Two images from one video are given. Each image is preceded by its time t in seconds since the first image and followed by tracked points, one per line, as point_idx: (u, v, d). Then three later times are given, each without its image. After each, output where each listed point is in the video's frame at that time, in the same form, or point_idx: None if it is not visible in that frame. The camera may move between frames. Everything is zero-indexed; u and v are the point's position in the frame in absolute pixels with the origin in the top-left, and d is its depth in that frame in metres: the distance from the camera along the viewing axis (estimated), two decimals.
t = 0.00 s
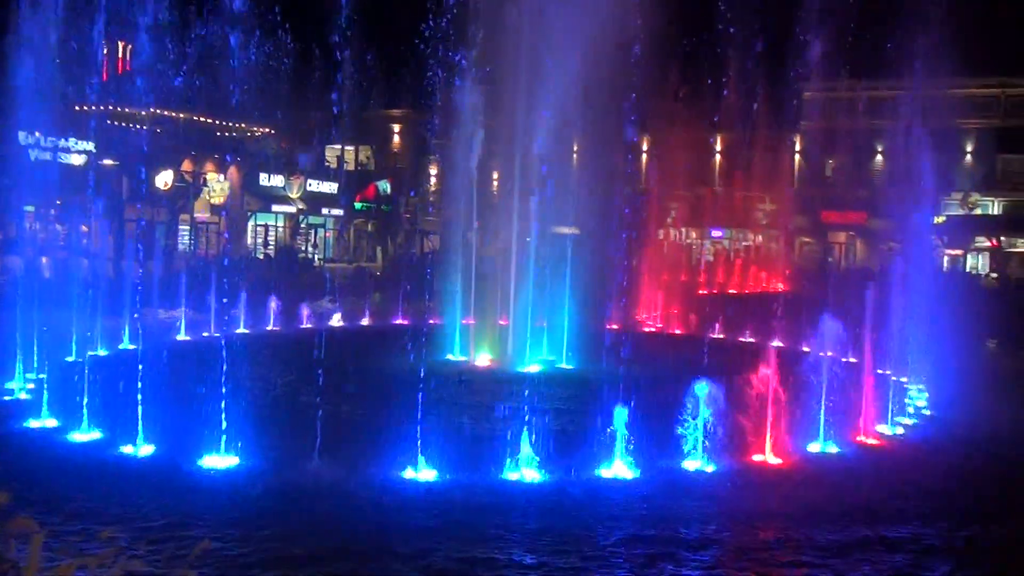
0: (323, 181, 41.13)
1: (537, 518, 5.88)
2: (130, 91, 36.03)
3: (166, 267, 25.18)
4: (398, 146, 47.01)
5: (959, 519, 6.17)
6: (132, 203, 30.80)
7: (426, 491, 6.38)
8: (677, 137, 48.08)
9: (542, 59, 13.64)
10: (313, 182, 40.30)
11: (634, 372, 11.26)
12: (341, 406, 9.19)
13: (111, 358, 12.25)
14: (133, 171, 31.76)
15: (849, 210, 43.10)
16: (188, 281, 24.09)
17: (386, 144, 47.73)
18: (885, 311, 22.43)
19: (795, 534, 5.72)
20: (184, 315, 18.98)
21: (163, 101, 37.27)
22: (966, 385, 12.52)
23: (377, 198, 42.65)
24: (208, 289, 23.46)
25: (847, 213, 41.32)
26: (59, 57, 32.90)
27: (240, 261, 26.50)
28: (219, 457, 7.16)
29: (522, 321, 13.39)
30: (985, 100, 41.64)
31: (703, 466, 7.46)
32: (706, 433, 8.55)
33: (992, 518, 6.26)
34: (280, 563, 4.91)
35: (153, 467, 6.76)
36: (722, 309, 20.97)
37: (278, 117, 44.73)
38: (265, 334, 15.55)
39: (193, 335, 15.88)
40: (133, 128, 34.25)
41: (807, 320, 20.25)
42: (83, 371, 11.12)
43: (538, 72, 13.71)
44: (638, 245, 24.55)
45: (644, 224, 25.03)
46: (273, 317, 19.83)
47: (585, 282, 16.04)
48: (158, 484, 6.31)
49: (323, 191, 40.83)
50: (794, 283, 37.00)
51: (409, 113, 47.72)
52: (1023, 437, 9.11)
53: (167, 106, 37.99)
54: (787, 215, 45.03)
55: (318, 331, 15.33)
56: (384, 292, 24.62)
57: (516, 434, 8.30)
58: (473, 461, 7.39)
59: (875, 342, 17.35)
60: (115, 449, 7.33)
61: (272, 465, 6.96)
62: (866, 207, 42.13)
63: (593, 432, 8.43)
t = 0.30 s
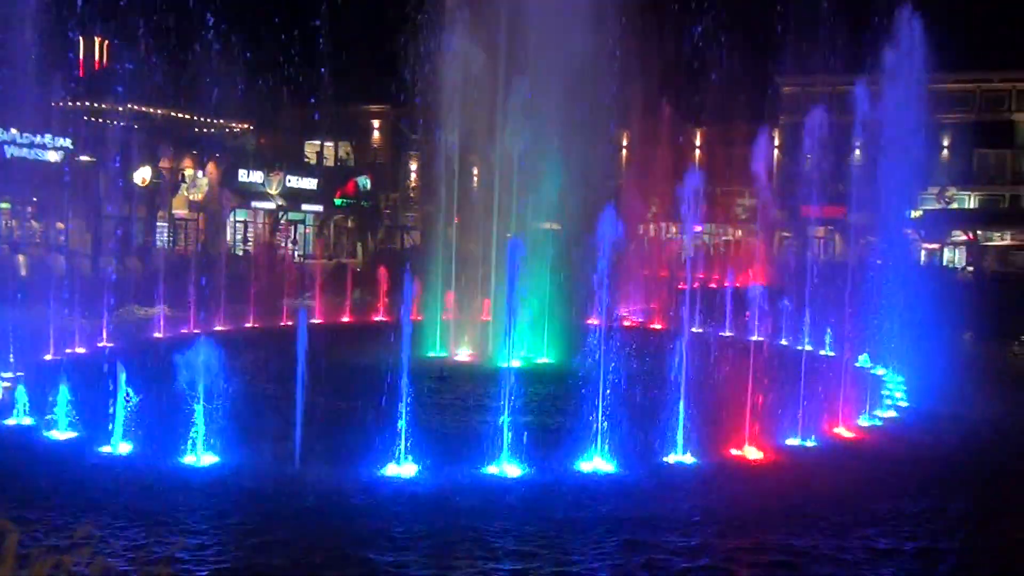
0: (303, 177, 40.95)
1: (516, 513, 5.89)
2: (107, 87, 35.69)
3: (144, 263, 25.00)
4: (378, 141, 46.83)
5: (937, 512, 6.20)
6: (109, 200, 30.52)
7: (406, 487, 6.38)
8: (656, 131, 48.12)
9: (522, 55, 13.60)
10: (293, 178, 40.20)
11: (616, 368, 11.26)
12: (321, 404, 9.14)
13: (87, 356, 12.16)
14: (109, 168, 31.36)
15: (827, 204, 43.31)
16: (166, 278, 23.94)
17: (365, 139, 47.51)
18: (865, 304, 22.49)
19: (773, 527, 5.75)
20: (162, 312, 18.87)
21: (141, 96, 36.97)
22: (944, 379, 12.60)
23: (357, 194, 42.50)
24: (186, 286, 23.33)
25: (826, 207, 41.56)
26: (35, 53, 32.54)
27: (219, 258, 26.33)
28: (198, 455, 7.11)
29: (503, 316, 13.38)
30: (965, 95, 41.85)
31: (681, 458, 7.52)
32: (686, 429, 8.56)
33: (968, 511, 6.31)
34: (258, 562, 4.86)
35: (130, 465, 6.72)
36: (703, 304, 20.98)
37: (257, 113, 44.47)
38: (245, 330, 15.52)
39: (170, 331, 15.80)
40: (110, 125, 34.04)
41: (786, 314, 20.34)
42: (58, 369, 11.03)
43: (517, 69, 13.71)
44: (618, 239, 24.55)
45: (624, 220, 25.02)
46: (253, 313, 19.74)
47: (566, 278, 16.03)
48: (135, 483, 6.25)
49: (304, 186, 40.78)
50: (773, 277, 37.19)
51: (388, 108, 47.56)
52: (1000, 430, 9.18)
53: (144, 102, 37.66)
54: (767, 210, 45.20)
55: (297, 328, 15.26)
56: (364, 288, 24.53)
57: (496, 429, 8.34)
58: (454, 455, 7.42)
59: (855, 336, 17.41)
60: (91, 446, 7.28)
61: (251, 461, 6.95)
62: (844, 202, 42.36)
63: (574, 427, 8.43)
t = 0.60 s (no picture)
0: (284, 176, 40.71)
1: (501, 514, 5.84)
2: (88, 85, 35.41)
3: (126, 263, 24.88)
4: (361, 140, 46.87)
5: (929, 513, 6.18)
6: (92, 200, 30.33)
7: (390, 489, 6.31)
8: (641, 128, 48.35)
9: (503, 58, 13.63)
10: (275, 177, 39.77)
11: (597, 366, 11.33)
12: (304, 403, 9.12)
13: (70, 356, 12.11)
14: (90, 167, 31.10)
15: (809, 202, 43.54)
16: (150, 278, 23.85)
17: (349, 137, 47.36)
18: (849, 303, 22.52)
19: (764, 528, 5.71)
20: (146, 311, 18.80)
21: (122, 95, 36.71)
22: (924, 376, 12.69)
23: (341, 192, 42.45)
24: (171, 285, 23.30)
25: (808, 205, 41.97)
26: (14, 51, 32.21)
27: (202, 257, 26.25)
28: (183, 454, 7.13)
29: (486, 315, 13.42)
30: (948, 93, 41.79)
31: (666, 458, 7.48)
32: (671, 428, 8.57)
33: (954, 508, 6.31)
34: (241, 563, 4.84)
35: (111, 465, 6.71)
36: (686, 303, 20.93)
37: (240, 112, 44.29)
38: (227, 331, 15.38)
39: (150, 331, 15.78)
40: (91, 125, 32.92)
41: (769, 312, 20.41)
42: (41, 369, 10.98)
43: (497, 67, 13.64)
44: (603, 238, 24.57)
45: (609, 218, 25.07)
46: (236, 313, 19.68)
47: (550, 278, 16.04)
48: (115, 484, 6.23)
49: (285, 186, 40.39)
50: (756, 275, 37.32)
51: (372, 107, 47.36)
52: (985, 428, 9.19)
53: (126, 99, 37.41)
54: (750, 208, 45.26)
55: (278, 327, 15.25)
56: (349, 287, 24.51)
57: (478, 429, 8.31)
58: (438, 456, 7.36)
59: (839, 335, 17.39)
60: (74, 448, 7.25)
61: (234, 464, 6.87)
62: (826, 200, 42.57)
63: (555, 425, 8.47)
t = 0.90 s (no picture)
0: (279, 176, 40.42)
1: (497, 516, 5.84)
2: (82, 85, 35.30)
3: (120, 263, 24.81)
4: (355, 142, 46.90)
5: (925, 514, 6.18)
6: (86, 200, 30.25)
7: (387, 490, 6.33)
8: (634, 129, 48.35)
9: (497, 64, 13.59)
10: (270, 178, 39.73)
11: (592, 367, 11.32)
12: (298, 404, 9.11)
13: (64, 357, 12.09)
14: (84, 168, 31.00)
15: (803, 203, 43.62)
16: (144, 278, 23.80)
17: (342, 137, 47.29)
18: (841, 304, 22.56)
19: (761, 529, 5.72)
20: (140, 312, 18.77)
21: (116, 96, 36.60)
22: (917, 376, 12.73)
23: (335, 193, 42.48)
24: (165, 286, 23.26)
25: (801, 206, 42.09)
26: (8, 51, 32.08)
27: (196, 258, 26.20)
28: (179, 455, 7.12)
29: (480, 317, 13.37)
30: (941, 94, 41.84)
31: (661, 458, 7.49)
32: (666, 429, 8.57)
33: (946, 508, 6.35)
34: (240, 564, 4.84)
35: (107, 467, 6.70)
36: (680, 304, 20.91)
37: (233, 113, 44.20)
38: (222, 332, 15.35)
39: (144, 332, 15.75)
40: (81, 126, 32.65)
41: (762, 313, 20.44)
42: (37, 370, 10.97)
43: (491, 69, 13.60)
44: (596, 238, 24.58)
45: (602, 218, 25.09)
46: (230, 314, 19.66)
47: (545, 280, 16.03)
48: (110, 485, 6.23)
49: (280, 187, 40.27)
50: (750, 276, 37.37)
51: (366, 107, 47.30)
52: (979, 428, 9.20)
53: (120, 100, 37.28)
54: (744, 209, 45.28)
55: (272, 329, 15.24)
56: (342, 287, 24.50)
57: (473, 431, 8.29)
58: (434, 457, 7.37)
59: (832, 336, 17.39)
60: (70, 450, 7.23)
61: (232, 464, 6.87)
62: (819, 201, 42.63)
63: (550, 426, 8.48)
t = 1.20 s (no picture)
0: (276, 179, 40.78)
1: (489, 517, 5.87)
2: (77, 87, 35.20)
3: (116, 265, 24.73)
4: (350, 143, 46.93)
5: (916, 514, 6.22)
6: (82, 202, 30.17)
7: (383, 490, 6.39)
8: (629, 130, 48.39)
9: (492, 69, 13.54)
10: (266, 180, 40.03)
11: (587, 369, 11.32)
12: (292, 406, 9.11)
13: (59, 360, 12.04)
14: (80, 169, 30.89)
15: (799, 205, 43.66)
16: (140, 281, 23.73)
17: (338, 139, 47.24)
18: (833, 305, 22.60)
19: (752, 529, 5.75)
20: (135, 314, 18.70)
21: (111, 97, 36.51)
22: (910, 377, 12.76)
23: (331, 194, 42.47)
24: (161, 288, 23.17)
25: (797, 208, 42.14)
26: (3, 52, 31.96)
27: (191, 260, 26.13)
28: (173, 457, 7.13)
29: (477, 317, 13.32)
30: (936, 95, 42.01)
31: (657, 458, 7.56)
32: (661, 430, 8.59)
33: (936, 508, 6.38)
34: (234, 566, 4.85)
35: (102, 468, 6.71)
36: (676, 305, 20.99)
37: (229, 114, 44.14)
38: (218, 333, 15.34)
39: (139, 335, 15.71)
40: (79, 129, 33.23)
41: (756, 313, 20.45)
42: (32, 373, 10.92)
43: (487, 74, 13.54)
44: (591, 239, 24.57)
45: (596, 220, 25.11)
46: (226, 316, 19.59)
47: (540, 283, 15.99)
48: (106, 486, 6.25)
49: (276, 189, 40.58)
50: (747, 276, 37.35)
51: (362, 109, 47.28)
52: (973, 428, 9.29)
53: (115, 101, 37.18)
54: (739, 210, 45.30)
55: (268, 330, 15.23)
56: (337, 290, 24.50)
57: (468, 433, 8.29)
58: (432, 457, 7.43)
59: (826, 336, 17.51)
60: (67, 451, 7.24)
61: (230, 465, 6.92)
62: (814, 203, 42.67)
63: (545, 427, 8.50)
